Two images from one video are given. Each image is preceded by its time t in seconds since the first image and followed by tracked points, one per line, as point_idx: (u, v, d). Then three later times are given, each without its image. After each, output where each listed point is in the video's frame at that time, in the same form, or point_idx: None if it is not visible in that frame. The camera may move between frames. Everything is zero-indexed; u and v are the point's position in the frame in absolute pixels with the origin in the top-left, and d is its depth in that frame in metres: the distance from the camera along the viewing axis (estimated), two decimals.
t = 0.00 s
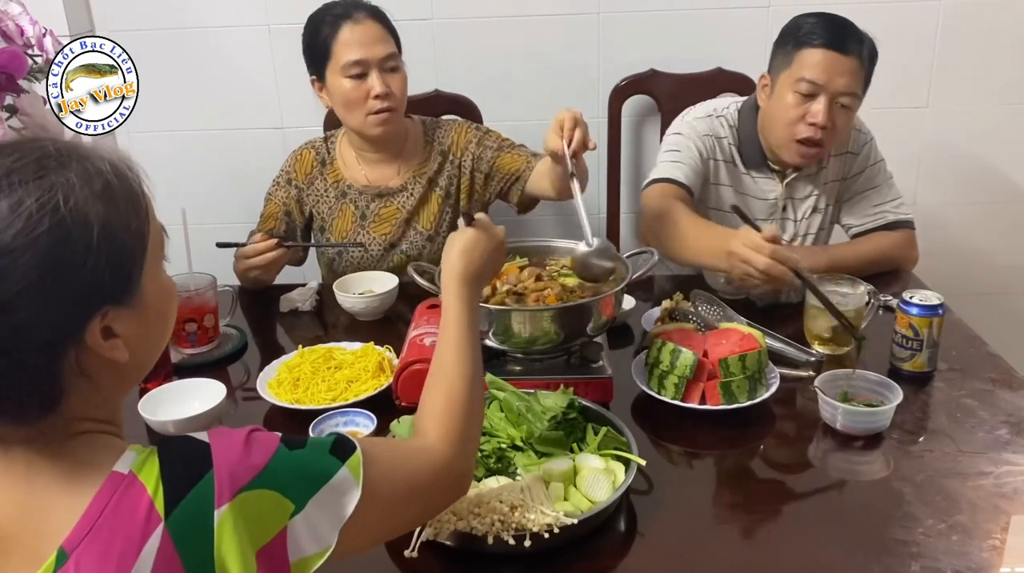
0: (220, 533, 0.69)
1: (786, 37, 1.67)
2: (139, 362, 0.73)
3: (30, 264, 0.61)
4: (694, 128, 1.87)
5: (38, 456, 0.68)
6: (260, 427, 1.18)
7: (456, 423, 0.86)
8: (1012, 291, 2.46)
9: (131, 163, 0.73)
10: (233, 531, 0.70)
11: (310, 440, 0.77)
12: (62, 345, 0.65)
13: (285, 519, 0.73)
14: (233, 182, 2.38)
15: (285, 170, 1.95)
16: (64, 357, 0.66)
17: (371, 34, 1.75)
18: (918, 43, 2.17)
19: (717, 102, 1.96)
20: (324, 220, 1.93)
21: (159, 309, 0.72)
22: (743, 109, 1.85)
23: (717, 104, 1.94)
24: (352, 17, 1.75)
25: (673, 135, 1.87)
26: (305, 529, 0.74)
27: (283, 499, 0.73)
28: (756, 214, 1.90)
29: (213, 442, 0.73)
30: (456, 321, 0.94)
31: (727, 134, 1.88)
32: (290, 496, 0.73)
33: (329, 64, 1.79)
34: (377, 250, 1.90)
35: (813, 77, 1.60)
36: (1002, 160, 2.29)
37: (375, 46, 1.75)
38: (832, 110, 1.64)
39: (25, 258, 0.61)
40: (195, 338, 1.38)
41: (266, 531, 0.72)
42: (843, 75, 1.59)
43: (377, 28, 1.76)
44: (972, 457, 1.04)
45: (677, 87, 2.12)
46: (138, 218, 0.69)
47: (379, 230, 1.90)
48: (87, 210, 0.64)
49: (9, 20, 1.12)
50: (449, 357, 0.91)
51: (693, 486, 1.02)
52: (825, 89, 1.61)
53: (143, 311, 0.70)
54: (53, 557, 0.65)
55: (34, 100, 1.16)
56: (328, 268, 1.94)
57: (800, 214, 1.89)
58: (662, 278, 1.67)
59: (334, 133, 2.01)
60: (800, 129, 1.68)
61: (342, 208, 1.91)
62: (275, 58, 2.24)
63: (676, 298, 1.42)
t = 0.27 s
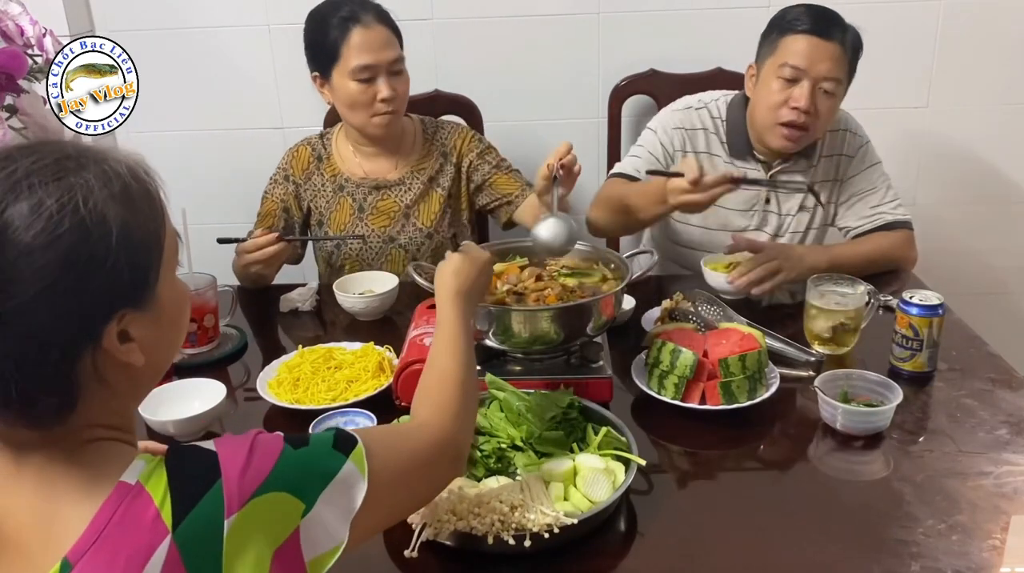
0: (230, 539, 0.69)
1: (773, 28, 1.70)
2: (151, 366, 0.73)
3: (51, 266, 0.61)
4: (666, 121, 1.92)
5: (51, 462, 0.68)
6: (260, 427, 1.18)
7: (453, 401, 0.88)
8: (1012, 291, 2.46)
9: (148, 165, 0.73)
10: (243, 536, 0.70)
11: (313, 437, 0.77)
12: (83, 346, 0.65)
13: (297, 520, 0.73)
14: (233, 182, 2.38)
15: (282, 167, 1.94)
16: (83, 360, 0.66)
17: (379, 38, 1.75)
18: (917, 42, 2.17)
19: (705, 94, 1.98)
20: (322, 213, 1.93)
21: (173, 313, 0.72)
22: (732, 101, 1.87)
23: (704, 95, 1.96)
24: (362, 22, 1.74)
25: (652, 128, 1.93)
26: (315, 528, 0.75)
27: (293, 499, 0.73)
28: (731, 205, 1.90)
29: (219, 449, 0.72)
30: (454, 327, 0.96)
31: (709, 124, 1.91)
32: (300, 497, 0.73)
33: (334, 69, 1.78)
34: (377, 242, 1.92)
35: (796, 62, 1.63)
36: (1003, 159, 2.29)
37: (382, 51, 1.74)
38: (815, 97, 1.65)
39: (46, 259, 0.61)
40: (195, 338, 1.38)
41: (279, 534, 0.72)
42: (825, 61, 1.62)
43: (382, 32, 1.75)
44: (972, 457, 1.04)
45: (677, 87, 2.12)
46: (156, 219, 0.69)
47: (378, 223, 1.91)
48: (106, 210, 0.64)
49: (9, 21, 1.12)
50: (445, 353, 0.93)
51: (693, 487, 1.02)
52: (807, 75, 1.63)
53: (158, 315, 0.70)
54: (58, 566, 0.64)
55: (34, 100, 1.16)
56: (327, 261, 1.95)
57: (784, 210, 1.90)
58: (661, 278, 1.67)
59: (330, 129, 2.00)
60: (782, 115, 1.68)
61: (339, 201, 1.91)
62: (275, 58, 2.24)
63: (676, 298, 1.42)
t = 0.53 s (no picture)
0: (238, 539, 0.69)
1: (768, 19, 1.72)
2: (162, 362, 0.72)
3: (65, 263, 0.61)
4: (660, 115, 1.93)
5: (66, 456, 0.68)
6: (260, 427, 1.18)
7: (461, 410, 0.87)
8: (1012, 291, 2.46)
9: (158, 164, 0.73)
10: (250, 536, 0.70)
11: (327, 440, 0.77)
12: (95, 344, 0.65)
13: (302, 523, 0.74)
14: (232, 182, 2.38)
15: (280, 165, 1.94)
16: (93, 358, 0.65)
17: (380, 42, 1.75)
18: (917, 42, 2.17)
19: (702, 90, 1.99)
20: (319, 212, 1.93)
21: (183, 309, 0.72)
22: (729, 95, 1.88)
23: (701, 90, 1.97)
24: (364, 25, 1.74)
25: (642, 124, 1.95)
26: (320, 532, 0.75)
27: (301, 503, 0.73)
28: (722, 198, 1.90)
29: (232, 447, 0.73)
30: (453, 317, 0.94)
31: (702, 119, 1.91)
32: (308, 501, 0.74)
33: (335, 73, 1.78)
34: (372, 239, 1.92)
35: (789, 48, 1.64)
36: (1003, 159, 2.28)
37: (381, 55, 1.74)
38: (807, 84, 1.65)
39: (59, 256, 0.61)
40: (195, 338, 1.38)
41: (284, 536, 0.73)
42: (818, 48, 1.63)
43: (383, 36, 1.75)
44: (972, 457, 1.04)
45: (677, 87, 2.12)
46: (167, 217, 0.69)
47: (374, 221, 1.91)
48: (119, 207, 0.64)
49: (9, 20, 1.12)
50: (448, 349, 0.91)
51: (693, 487, 1.02)
52: (801, 61, 1.64)
53: (169, 312, 0.70)
54: (71, 559, 0.65)
55: (34, 100, 1.16)
56: (324, 257, 1.96)
57: (776, 204, 1.90)
58: (660, 278, 1.67)
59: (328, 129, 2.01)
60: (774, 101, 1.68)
61: (336, 200, 1.91)
62: (274, 58, 2.24)
63: (676, 298, 1.42)
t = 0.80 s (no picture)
0: (235, 533, 0.70)
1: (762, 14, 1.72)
2: (156, 363, 0.73)
3: (59, 259, 0.61)
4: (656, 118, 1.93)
5: (58, 457, 0.68)
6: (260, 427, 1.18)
7: (449, 390, 0.89)
8: (1012, 290, 2.46)
9: (158, 167, 0.73)
10: (247, 530, 0.70)
11: (313, 432, 0.77)
12: (89, 342, 0.65)
13: (299, 514, 0.74)
14: (232, 182, 2.38)
15: (279, 165, 1.94)
16: (86, 356, 0.65)
17: (372, 41, 1.74)
18: (917, 43, 2.17)
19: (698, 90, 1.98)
20: (318, 212, 1.93)
21: (177, 313, 0.72)
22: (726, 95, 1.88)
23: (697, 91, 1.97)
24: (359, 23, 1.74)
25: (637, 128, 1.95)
26: (317, 523, 0.75)
27: (295, 494, 0.73)
28: (719, 198, 1.90)
29: (222, 445, 0.72)
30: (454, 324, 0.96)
31: (698, 119, 1.92)
32: (302, 492, 0.74)
33: (330, 69, 1.78)
34: (371, 239, 1.92)
35: (779, 45, 1.65)
36: (1002, 159, 2.28)
37: (377, 53, 1.74)
38: (794, 83, 1.66)
39: (54, 252, 0.61)
40: (195, 339, 1.38)
41: (282, 527, 0.73)
42: (807, 46, 1.63)
43: (377, 34, 1.75)
44: (972, 457, 1.04)
45: (677, 87, 2.12)
46: (164, 218, 0.69)
47: (373, 220, 1.91)
48: (115, 205, 0.65)
49: (9, 21, 1.12)
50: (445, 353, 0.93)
51: (693, 487, 1.02)
52: (789, 59, 1.64)
53: (163, 315, 0.70)
54: (63, 561, 0.64)
55: (34, 100, 1.16)
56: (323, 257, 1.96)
57: (774, 203, 1.90)
58: (660, 278, 1.67)
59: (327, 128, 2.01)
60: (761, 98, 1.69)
61: (335, 199, 1.91)
62: (274, 58, 2.24)
63: (676, 298, 1.42)
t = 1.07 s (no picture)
0: (218, 533, 0.69)
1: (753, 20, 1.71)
2: (144, 358, 0.73)
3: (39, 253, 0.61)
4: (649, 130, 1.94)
5: (47, 450, 0.68)
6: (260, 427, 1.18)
7: (452, 406, 0.87)
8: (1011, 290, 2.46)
9: (147, 164, 0.74)
10: (231, 531, 0.70)
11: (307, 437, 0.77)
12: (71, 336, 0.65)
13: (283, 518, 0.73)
14: (232, 182, 2.38)
15: (278, 165, 1.94)
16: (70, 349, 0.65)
17: (374, 42, 1.75)
18: (917, 43, 2.17)
19: (693, 95, 1.98)
20: (316, 211, 1.93)
21: (165, 307, 0.72)
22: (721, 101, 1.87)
23: (692, 97, 1.96)
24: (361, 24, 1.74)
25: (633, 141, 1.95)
26: (303, 527, 0.74)
27: (280, 498, 0.73)
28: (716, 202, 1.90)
29: (211, 443, 0.72)
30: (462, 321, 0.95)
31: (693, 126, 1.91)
32: (288, 496, 0.73)
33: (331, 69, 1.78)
34: (370, 239, 1.92)
35: (765, 55, 1.65)
36: (1002, 159, 2.28)
37: (379, 54, 1.75)
38: (780, 93, 1.66)
39: (34, 246, 0.61)
40: (195, 339, 1.38)
41: (265, 530, 0.73)
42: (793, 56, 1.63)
43: (378, 36, 1.75)
44: (972, 457, 1.04)
45: (677, 87, 2.12)
46: (149, 213, 0.69)
47: (372, 219, 1.92)
48: (97, 199, 0.65)
49: (10, 20, 1.12)
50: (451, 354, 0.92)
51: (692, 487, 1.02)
52: (775, 69, 1.64)
53: (149, 308, 0.70)
54: (47, 554, 0.65)
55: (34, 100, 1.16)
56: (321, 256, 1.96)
57: (774, 207, 1.90)
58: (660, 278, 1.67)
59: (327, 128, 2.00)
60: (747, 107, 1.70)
61: (334, 199, 1.92)
62: (274, 58, 2.24)
63: (676, 298, 1.42)
